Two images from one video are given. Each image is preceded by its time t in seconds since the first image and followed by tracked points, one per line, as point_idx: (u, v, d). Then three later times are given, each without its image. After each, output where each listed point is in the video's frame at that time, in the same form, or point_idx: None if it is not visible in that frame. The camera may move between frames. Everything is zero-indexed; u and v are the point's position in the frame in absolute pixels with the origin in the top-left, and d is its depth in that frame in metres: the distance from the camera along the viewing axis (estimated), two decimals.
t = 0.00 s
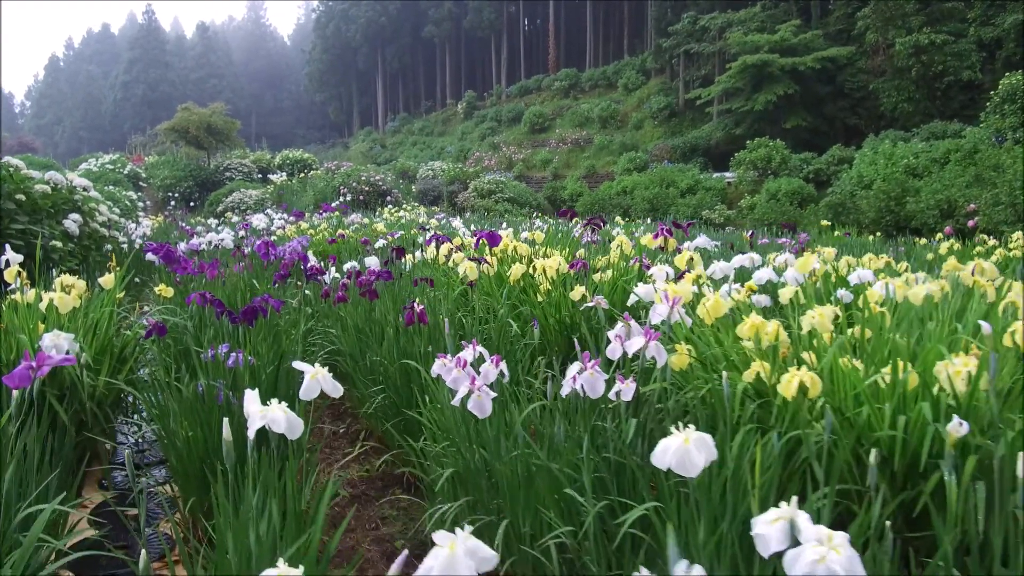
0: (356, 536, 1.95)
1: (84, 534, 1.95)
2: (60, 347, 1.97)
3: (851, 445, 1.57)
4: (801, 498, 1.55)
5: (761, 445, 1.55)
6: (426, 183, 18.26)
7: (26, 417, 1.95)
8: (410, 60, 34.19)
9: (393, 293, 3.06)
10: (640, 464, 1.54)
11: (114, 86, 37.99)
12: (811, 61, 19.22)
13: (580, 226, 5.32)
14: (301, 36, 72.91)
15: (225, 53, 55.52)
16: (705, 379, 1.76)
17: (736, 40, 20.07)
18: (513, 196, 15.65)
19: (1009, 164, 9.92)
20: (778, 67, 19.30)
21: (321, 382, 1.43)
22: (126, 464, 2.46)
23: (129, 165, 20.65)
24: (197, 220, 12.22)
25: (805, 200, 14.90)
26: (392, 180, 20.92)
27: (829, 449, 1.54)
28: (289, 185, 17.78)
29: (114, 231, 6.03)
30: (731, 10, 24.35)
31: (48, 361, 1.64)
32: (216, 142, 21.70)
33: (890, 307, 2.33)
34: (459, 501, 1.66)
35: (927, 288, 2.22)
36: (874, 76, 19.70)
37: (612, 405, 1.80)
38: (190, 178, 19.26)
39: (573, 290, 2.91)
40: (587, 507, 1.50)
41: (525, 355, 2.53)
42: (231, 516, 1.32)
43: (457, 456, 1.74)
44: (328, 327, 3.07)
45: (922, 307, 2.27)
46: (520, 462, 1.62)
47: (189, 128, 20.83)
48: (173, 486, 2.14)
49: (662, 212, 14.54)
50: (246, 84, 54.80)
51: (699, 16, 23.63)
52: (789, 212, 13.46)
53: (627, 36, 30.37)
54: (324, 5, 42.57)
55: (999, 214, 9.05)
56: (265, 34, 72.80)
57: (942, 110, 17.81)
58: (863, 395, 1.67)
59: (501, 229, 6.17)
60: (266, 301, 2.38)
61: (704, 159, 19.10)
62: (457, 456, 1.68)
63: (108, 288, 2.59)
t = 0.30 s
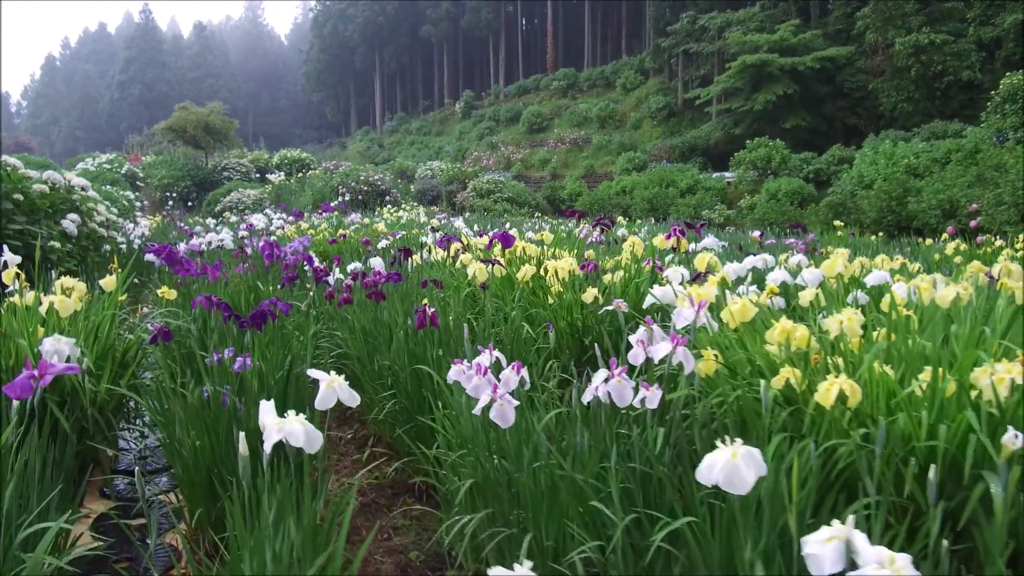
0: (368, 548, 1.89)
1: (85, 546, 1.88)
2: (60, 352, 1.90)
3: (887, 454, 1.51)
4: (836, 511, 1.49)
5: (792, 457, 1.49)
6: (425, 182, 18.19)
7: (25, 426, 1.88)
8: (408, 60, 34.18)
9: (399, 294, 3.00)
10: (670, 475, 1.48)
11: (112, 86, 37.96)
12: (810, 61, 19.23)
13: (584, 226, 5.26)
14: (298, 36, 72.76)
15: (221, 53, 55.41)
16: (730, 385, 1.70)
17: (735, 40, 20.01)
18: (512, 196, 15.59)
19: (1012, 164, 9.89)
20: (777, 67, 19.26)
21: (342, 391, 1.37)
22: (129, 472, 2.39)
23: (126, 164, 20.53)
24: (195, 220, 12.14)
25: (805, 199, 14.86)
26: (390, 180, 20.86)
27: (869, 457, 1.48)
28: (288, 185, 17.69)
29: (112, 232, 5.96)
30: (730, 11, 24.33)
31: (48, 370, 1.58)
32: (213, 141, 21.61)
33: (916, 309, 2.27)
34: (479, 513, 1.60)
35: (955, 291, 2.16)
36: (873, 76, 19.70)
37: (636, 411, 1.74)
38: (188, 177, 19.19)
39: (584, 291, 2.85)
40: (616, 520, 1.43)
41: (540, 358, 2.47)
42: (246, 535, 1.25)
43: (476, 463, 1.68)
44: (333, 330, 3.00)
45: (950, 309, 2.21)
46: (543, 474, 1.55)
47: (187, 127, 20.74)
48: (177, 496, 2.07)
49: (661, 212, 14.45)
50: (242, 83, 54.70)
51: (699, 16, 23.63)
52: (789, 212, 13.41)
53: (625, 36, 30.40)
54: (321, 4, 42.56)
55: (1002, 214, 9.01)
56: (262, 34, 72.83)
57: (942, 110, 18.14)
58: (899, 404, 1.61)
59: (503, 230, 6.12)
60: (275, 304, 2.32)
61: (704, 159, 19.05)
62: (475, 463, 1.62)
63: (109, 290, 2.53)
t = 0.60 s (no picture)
0: (384, 558, 1.82)
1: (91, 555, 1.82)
2: (63, 356, 1.84)
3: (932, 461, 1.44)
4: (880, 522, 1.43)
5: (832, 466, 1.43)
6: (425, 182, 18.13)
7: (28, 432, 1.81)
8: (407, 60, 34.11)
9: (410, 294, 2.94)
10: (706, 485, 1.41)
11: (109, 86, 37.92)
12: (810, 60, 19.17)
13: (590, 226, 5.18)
14: (297, 36, 72.61)
15: (219, 53, 55.29)
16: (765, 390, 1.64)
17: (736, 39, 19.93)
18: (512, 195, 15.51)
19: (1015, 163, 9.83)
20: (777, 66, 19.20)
21: (363, 398, 1.29)
22: (134, 478, 2.32)
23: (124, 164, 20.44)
24: (194, 220, 12.06)
25: (806, 199, 14.81)
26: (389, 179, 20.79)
27: (913, 468, 1.42)
28: (287, 185, 17.61)
29: (111, 231, 5.88)
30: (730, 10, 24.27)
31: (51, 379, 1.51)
32: (212, 141, 21.54)
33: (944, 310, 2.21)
34: (504, 524, 1.54)
35: (989, 292, 2.09)
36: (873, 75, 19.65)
37: (666, 418, 1.67)
38: (186, 177, 19.15)
39: (599, 292, 2.79)
40: (650, 531, 1.37)
41: (557, 361, 2.40)
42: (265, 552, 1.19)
43: (499, 473, 1.62)
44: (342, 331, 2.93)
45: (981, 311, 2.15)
46: (573, 483, 1.49)
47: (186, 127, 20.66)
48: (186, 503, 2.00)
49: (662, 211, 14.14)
50: (241, 83, 54.62)
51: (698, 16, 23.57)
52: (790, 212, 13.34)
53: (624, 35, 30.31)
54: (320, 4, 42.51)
55: (1005, 213, 8.95)
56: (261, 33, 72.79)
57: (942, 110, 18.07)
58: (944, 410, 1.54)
59: (507, 229, 6.05)
60: (286, 305, 2.25)
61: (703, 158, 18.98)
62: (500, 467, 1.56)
63: (112, 291, 2.46)
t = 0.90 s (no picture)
0: None
1: None
2: (61, 364, 1.75)
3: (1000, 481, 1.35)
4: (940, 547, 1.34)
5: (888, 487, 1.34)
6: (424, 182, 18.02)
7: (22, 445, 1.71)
8: (407, 61, 34.06)
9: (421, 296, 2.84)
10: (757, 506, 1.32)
11: (107, 85, 37.81)
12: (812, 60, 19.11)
13: (599, 227, 5.09)
14: (295, 36, 72.65)
15: (217, 53, 55.15)
16: (809, 400, 1.56)
17: (736, 38, 19.82)
18: (513, 195, 15.44)
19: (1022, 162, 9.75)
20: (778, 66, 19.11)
21: (386, 412, 1.20)
22: (134, 489, 2.22)
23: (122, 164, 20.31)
24: (192, 220, 11.96)
25: (809, 199, 14.72)
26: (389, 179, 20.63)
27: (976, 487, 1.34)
28: (286, 185, 17.49)
29: (109, 232, 5.79)
30: (730, 10, 24.21)
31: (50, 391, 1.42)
32: (211, 141, 21.43)
33: (981, 312, 2.12)
34: (533, 546, 1.45)
35: None
36: (874, 75, 19.58)
37: (701, 430, 1.58)
38: (185, 177, 19.06)
39: (616, 294, 2.70)
40: (695, 553, 1.28)
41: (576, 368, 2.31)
42: None
43: (527, 488, 1.52)
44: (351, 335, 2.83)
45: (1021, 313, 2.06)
46: (610, 501, 1.39)
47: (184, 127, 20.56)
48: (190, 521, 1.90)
49: (663, 212, 13.61)
50: (238, 83, 54.47)
51: (699, 15, 23.52)
52: (792, 211, 13.23)
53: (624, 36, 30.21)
54: (318, 4, 42.40)
55: (1012, 213, 8.87)
56: (259, 33, 72.68)
57: (943, 109, 18.04)
58: (1003, 425, 1.44)
59: (512, 231, 5.95)
60: (296, 309, 2.15)
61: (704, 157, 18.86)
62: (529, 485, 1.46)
63: (112, 293, 2.36)
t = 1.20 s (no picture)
0: None
1: None
2: (58, 379, 1.67)
3: None
4: None
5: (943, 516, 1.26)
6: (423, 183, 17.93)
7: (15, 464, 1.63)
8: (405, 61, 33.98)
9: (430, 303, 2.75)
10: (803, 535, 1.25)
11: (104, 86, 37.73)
12: (813, 60, 19.04)
13: (608, 232, 5.01)
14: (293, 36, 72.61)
15: (215, 52, 55.01)
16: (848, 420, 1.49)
17: (736, 38, 19.72)
18: (513, 196, 15.37)
19: None
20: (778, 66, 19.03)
21: (407, 439, 1.12)
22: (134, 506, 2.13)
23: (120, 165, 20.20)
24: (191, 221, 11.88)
25: (810, 200, 14.65)
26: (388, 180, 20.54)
27: None
28: (285, 185, 17.41)
29: (107, 234, 5.70)
30: (730, 10, 24.13)
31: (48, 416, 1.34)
32: (209, 142, 21.33)
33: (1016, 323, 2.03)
34: None
35: None
36: (875, 75, 19.55)
37: (734, 451, 1.50)
38: (184, 178, 18.99)
39: (632, 303, 2.62)
40: None
41: (594, 382, 2.22)
42: None
43: (552, 513, 1.44)
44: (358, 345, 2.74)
45: None
46: (642, 528, 1.31)
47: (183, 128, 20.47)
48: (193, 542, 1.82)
49: (664, 213, 13.58)
50: (236, 83, 54.36)
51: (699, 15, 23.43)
52: (794, 212, 13.15)
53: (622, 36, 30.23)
54: (316, 4, 42.32)
55: (1017, 215, 8.82)
56: (258, 34, 72.61)
57: (943, 110, 18.00)
58: None
59: (516, 234, 5.86)
60: (306, 320, 2.07)
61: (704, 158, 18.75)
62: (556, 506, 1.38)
63: (111, 302, 2.28)
